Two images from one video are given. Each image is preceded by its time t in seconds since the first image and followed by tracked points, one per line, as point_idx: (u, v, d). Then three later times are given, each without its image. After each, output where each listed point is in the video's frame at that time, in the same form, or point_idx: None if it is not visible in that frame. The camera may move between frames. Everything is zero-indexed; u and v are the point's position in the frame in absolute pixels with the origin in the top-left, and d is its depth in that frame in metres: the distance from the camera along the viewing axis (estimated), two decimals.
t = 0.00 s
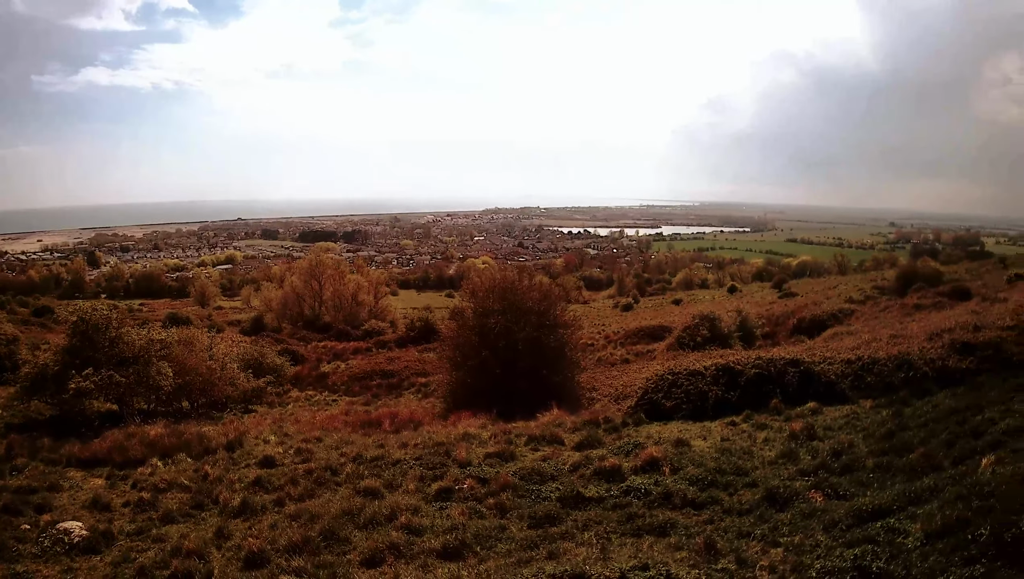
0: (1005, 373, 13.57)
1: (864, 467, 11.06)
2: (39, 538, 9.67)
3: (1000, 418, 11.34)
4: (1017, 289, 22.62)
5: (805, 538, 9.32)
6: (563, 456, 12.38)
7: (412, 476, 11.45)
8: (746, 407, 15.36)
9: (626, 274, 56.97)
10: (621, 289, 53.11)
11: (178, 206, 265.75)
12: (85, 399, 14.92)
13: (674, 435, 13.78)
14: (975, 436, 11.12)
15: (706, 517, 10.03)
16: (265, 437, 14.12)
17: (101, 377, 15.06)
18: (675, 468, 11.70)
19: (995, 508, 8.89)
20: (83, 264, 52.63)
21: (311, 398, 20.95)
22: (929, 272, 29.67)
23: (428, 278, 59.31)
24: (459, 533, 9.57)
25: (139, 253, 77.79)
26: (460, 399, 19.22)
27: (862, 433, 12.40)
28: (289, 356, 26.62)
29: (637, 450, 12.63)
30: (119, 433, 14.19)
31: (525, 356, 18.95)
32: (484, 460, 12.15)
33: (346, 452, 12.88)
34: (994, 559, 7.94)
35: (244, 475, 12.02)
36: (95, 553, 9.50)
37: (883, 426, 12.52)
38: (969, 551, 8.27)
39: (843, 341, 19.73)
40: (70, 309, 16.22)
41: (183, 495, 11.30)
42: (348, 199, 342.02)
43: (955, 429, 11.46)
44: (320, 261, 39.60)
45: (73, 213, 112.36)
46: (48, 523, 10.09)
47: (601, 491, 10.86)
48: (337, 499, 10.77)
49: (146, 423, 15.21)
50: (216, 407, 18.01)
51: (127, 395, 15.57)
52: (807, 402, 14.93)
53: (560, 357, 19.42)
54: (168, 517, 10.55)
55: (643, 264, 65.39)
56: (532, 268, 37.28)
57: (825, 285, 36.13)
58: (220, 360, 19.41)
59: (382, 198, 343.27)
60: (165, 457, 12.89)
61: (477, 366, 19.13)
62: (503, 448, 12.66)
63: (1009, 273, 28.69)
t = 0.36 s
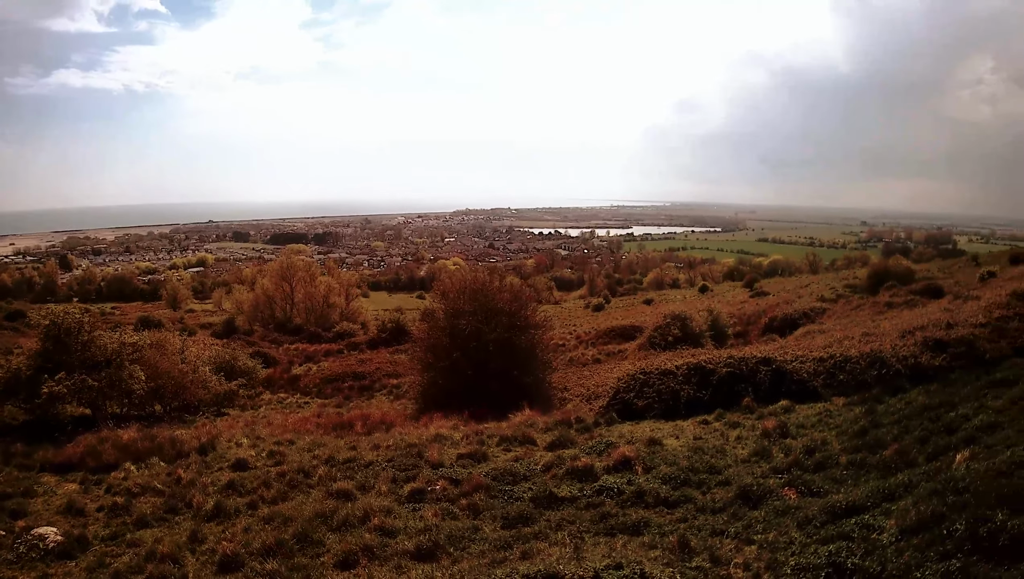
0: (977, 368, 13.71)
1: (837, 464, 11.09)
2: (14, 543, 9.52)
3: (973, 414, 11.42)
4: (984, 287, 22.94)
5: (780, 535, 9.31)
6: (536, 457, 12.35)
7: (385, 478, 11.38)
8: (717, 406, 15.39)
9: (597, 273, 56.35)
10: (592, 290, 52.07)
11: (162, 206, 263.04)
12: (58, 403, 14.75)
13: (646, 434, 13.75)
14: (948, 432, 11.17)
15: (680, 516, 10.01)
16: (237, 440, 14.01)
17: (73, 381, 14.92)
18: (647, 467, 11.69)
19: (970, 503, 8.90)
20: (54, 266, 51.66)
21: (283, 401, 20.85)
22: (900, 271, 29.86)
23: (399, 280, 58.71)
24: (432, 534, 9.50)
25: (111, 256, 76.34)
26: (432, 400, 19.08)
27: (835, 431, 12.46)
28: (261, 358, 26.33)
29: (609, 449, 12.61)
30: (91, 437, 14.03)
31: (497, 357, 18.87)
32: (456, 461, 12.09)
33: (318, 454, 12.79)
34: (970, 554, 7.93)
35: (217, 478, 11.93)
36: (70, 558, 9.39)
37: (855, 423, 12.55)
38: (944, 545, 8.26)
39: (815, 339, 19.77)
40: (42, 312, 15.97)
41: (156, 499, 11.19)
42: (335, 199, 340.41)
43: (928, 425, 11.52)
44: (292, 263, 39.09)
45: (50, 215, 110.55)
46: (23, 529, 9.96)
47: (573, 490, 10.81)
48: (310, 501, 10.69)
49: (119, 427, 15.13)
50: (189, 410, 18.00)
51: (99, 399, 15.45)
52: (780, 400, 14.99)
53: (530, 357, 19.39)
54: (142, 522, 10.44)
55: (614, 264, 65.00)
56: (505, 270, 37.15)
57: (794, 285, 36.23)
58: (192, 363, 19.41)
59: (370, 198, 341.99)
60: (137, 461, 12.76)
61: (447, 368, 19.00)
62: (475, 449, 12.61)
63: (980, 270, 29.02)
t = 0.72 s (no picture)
0: (959, 366, 13.80)
1: (821, 462, 11.09)
2: None
3: (956, 412, 11.49)
4: (964, 285, 23.14)
5: (763, 535, 9.30)
6: (518, 458, 12.31)
7: (367, 480, 11.32)
8: (699, 406, 15.39)
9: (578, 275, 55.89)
10: (573, 291, 51.43)
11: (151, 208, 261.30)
12: (41, 408, 14.65)
13: (629, 435, 13.72)
14: (931, 429, 11.22)
15: (663, 516, 9.99)
16: (219, 444, 13.94)
17: (55, 386, 14.87)
18: (629, 468, 11.66)
19: (954, 501, 8.93)
20: (36, 270, 51.08)
21: (264, 404, 20.76)
22: (881, 269, 30.04)
23: (380, 282, 58.23)
24: (415, 537, 9.47)
25: (93, 260, 75.37)
26: (414, 402, 18.97)
27: (818, 429, 12.49)
28: (243, 362, 26.12)
29: (591, 450, 12.58)
30: (74, 442, 13.93)
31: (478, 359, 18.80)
32: (438, 463, 12.03)
33: (300, 457, 12.72)
34: (955, 551, 7.95)
35: (200, 482, 11.85)
36: (55, 565, 9.30)
37: (838, 421, 12.57)
38: (929, 542, 8.27)
39: (797, 338, 19.81)
40: (24, 317, 15.85)
41: (139, 504, 11.11)
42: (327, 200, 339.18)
43: (911, 423, 11.57)
44: (272, 265, 38.74)
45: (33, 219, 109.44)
46: (8, 534, 9.88)
47: (556, 492, 10.77)
48: (293, 505, 10.63)
49: (102, 432, 15.11)
50: (171, 414, 17.97)
51: (82, 404, 15.37)
52: (762, 399, 15.03)
53: (511, 358, 19.34)
54: (125, 527, 10.36)
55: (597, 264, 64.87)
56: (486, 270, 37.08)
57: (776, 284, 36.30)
58: (174, 368, 19.56)
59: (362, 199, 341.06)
60: (120, 466, 12.67)
61: (429, 369, 18.89)
62: (457, 451, 12.56)
63: (961, 268, 29.23)
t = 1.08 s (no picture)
0: (945, 355, 13.88)
1: (808, 453, 11.12)
2: None
3: (944, 401, 11.54)
4: (948, 275, 23.30)
5: (751, 525, 9.31)
6: (505, 451, 12.29)
7: (355, 475, 11.30)
8: (686, 397, 15.39)
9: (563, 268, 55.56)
10: (558, 284, 50.95)
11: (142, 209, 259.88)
12: (28, 408, 14.57)
13: (615, 426, 13.71)
14: (919, 419, 11.26)
15: (650, 507, 9.99)
16: (207, 441, 13.89)
17: (43, 385, 14.74)
18: (617, 460, 11.65)
19: (942, 490, 8.96)
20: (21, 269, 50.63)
21: (252, 401, 20.75)
22: (867, 260, 30.07)
23: (366, 277, 58.00)
24: (404, 531, 9.44)
25: (79, 258, 74.67)
26: (401, 397, 18.92)
27: (805, 419, 12.53)
28: (230, 358, 25.99)
29: (578, 442, 12.58)
30: (62, 441, 13.86)
31: (464, 353, 18.79)
32: (425, 457, 12.00)
33: (288, 453, 12.69)
34: (944, 539, 7.96)
35: (188, 480, 11.82)
36: (45, 565, 9.25)
37: (826, 412, 12.62)
38: (918, 531, 8.28)
39: (783, 329, 19.85)
40: (10, 316, 15.73)
41: (128, 503, 11.07)
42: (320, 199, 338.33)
43: (898, 412, 11.61)
44: (258, 262, 38.57)
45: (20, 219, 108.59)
46: None
47: (543, 484, 10.76)
48: (281, 501, 10.60)
49: (91, 431, 15.06)
50: (160, 412, 17.94)
51: (71, 403, 15.31)
52: (749, 390, 15.09)
53: (498, 352, 19.32)
54: (115, 525, 10.31)
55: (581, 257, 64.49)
56: (472, 265, 37.05)
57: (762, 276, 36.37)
58: (161, 365, 19.26)
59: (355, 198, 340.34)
60: (109, 464, 12.63)
61: (415, 363, 18.84)
62: (445, 445, 12.54)
63: (946, 259, 29.41)
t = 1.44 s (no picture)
0: (925, 354, 14.00)
1: (788, 451, 11.15)
2: None
3: (924, 400, 11.62)
4: (927, 275, 23.48)
5: (731, 524, 9.31)
6: (484, 450, 12.25)
7: (334, 474, 11.26)
8: (665, 395, 15.40)
9: (543, 267, 55.12)
10: (539, 282, 50.46)
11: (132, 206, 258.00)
12: (8, 407, 14.44)
13: (594, 425, 13.69)
14: (899, 418, 11.33)
15: (630, 505, 9.99)
16: (187, 439, 13.82)
17: (23, 384, 14.68)
18: (596, 458, 11.64)
19: (922, 488, 9.00)
20: None
21: (232, 399, 20.67)
22: (847, 259, 30.07)
23: (346, 275, 57.58)
24: (383, 530, 9.41)
25: (58, 255, 73.50)
26: (381, 395, 18.84)
27: (785, 418, 12.58)
28: (209, 357, 25.76)
29: (558, 440, 12.55)
30: (42, 440, 13.74)
31: (444, 351, 18.75)
32: (405, 455, 11.96)
33: (268, 451, 12.64)
34: (924, 538, 7.99)
35: (168, 478, 11.75)
36: (26, 564, 9.16)
37: (806, 410, 12.68)
38: (898, 530, 8.31)
39: (763, 328, 19.89)
40: None
41: (109, 502, 10.98)
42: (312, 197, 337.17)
43: (879, 411, 11.67)
44: (238, 260, 38.26)
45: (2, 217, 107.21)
46: None
47: (522, 483, 10.74)
48: (261, 500, 10.55)
49: (72, 430, 14.96)
50: (140, 411, 17.91)
51: (51, 402, 15.24)
52: (729, 389, 15.16)
53: (478, 350, 19.24)
54: (95, 525, 10.24)
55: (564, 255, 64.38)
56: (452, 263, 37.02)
57: (741, 275, 36.42)
58: (141, 363, 19.11)
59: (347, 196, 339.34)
60: (90, 463, 12.55)
61: (395, 362, 18.75)
62: (424, 443, 12.51)
63: (926, 258, 29.61)
